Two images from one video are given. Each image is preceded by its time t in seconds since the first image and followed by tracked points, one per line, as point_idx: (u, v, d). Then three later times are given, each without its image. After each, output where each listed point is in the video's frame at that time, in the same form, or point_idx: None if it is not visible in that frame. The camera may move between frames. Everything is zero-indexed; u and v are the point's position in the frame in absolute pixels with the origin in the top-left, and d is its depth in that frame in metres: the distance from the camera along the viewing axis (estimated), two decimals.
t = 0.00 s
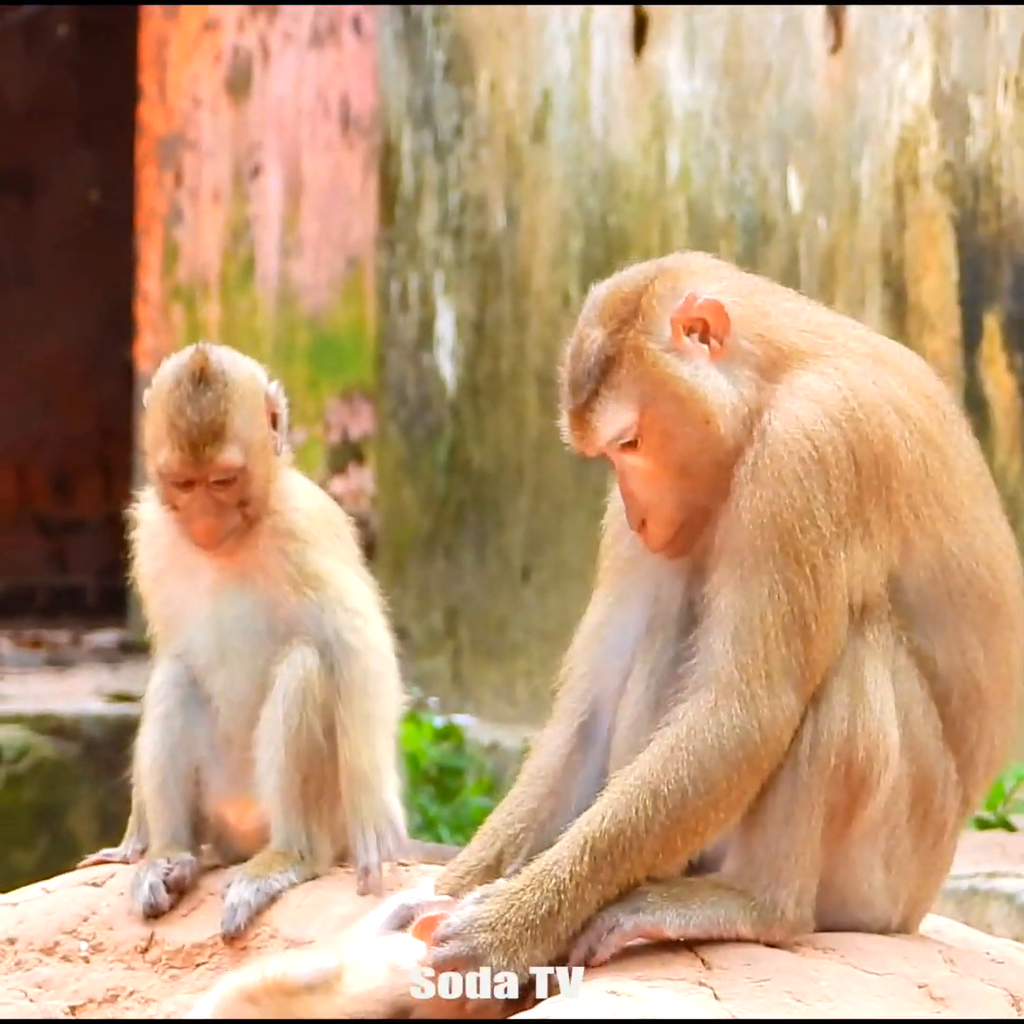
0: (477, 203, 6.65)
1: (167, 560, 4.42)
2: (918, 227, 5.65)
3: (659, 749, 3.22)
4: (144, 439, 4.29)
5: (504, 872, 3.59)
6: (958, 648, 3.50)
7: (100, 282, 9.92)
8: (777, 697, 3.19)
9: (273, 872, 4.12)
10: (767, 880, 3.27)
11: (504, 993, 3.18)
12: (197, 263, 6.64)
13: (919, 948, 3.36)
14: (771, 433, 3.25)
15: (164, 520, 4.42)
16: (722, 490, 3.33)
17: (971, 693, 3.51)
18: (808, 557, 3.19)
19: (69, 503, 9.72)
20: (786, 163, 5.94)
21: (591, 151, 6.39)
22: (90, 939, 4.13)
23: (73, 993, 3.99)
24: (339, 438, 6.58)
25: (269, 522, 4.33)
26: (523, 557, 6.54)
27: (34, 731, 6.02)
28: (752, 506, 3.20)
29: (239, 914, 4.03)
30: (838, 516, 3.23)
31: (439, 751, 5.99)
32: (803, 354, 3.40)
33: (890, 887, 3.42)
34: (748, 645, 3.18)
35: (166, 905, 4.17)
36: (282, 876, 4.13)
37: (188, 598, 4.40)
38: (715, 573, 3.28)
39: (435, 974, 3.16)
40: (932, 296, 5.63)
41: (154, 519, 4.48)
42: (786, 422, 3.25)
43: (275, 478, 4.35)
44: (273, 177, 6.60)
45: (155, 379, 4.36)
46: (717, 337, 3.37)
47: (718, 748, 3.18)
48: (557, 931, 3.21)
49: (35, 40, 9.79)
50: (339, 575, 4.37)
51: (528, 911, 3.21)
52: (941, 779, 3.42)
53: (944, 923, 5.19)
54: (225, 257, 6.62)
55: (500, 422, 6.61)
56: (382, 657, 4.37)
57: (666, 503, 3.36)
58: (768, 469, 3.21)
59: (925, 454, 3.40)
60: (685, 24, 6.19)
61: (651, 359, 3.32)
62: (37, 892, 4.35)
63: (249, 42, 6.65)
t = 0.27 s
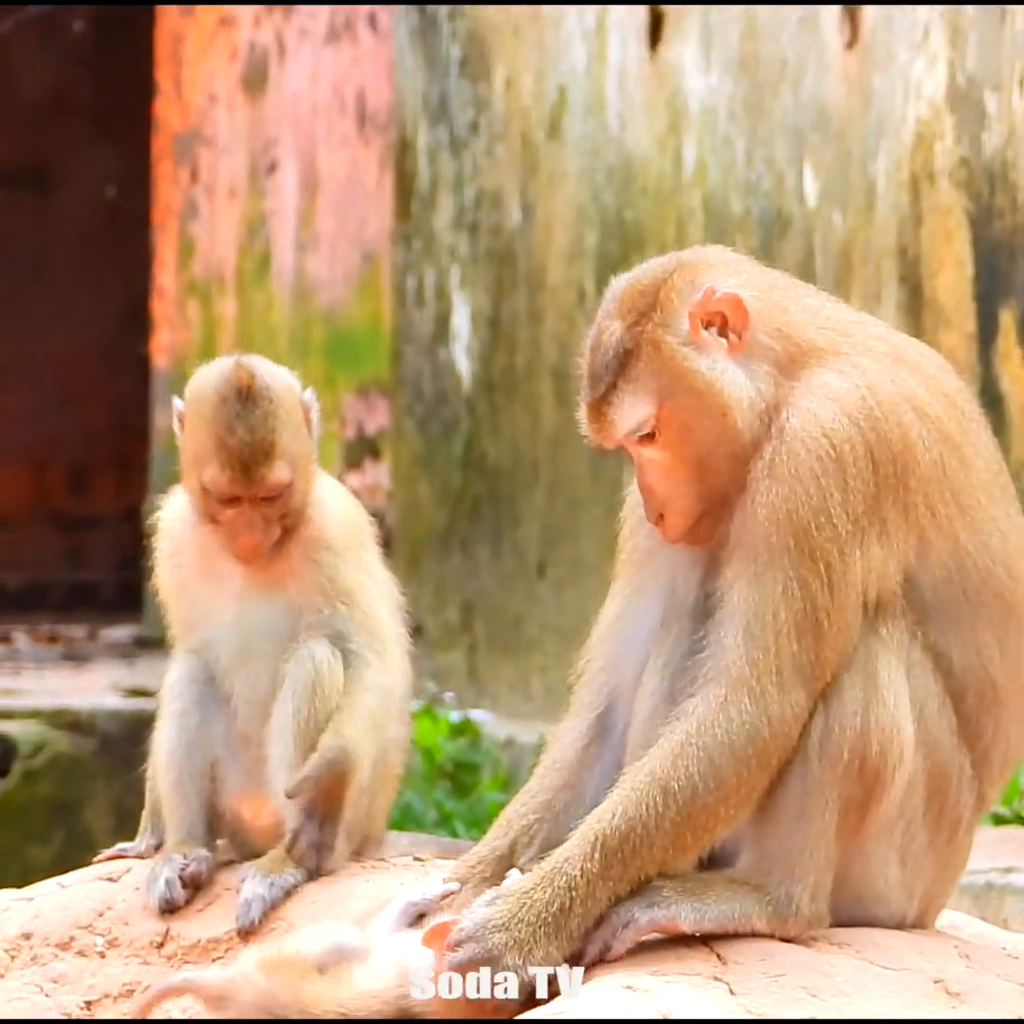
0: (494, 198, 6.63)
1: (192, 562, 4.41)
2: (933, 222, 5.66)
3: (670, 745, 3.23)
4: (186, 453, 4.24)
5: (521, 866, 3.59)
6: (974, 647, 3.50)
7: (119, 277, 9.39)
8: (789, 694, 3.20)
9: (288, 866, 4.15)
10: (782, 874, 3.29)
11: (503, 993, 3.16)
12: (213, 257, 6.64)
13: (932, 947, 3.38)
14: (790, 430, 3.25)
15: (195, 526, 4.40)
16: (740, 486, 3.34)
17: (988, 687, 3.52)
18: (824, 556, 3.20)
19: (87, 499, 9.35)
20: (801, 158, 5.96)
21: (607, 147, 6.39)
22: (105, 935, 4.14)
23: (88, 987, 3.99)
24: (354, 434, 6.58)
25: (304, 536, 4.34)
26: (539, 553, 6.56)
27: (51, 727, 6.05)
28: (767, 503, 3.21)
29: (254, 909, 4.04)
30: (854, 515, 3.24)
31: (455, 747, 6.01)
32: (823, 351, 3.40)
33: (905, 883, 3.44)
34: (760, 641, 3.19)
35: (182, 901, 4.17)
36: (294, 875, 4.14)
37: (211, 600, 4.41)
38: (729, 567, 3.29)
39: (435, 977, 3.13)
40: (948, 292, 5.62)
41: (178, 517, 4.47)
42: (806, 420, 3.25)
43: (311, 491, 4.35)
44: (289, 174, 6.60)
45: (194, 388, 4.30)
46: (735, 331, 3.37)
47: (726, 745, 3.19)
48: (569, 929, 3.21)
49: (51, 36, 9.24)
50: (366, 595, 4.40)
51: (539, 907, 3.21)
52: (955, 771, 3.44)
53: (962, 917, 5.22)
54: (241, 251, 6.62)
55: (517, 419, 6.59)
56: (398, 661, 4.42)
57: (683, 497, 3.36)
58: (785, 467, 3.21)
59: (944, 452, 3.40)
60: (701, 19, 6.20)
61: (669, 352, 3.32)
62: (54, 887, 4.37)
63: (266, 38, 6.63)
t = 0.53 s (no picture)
0: (509, 203, 7.09)
1: (225, 551, 4.70)
2: (931, 226, 5.85)
3: (674, 731, 3.51)
4: (229, 446, 4.54)
5: (537, 843, 3.84)
6: (970, 634, 3.79)
7: (147, 279, 9.89)
8: (787, 680, 3.47)
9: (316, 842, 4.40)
10: (783, 852, 3.54)
11: (504, 993, 3.42)
12: (239, 261, 6.88)
13: (931, 919, 3.63)
14: (793, 431, 3.51)
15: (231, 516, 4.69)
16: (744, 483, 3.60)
17: (985, 676, 3.81)
18: (822, 551, 3.46)
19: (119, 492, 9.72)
20: (803, 166, 6.19)
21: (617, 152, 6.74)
22: (136, 909, 4.39)
23: (121, 961, 4.27)
24: (375, 429, 6.91)
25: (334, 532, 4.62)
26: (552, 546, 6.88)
27: (85, 711, 6.28)
28: (769, 502, 3.47)
29: (279, 886, 4.28)
30: (853, 513, 3.50)
31: (471, 730, 6.28)
32: (824, 353, 3.66)
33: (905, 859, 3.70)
34: (761, 633, 3.46)
35: (209, 878, 4.42)
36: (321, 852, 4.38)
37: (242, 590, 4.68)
38: (731, 564, 3.56)
39: (432, 977, 3.29)
40: (945, 294, 5.83)
41: (216, 509, 4.75)
42: (808, 422, 3.51)
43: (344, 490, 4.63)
44: (312, 178, 6.89)
45: (242, 385, 4.60)
46: (740, 333, 3.63)
47: (724, 727, 3.47)
48: (570, 905, 3.50)
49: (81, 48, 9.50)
50: (393, 596, 4.70)
51: (542, 886, 3.50)
52: (951, 755, 3.70)
53: (954, 891, 5.49)
54: (266, 254, 6.88)
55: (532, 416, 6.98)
56: (421, 653, 4.71)
57: (689, 493, 3.62)
58: (788, 468, 3.47)
59: (940, 450, 3.66)
60: (709, 31, 6.51)
61: (677, 352, 3.58)
62: (87, 863, 4.61)
63: (289, 49, 6.91)
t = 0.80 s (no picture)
0: (524, 219, 7.99)
1: (263, 541, 5.21)
2: (914, 242, 6.36)
3: (703, 697, 3.86)
4: (269, 444, 5.06)
5: (540, 813, 4.32)
6: (950, 613, 4.25)
7: (191, 284, 12.89)
8: (798, 652, 3.84)
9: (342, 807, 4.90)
10: (780, 823, 4.00)
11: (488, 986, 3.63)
12: (274, 271, 7.95)
13: (919, 885, 4.09)
14: (784, 423, 3.94)
15: (269, 508, 5.20)
16: (733, 469, 4.01)
17: (963, 653, 4.27)
18: (822, 533, 3.86)
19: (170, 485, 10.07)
20: (795, 185, 6.84)
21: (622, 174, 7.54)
22: (179, 872, 4.85)
23: (166, 918, 4.71)
24: (401, 428, 7.94)
25: (364, 524, 5.14)
26: (564, 534, 7.59)
27: (133, 687, 6.96)
28: (770, 488, 3.86)
29: (311, 850, 4.79)
30: (843, 496, 3.91)
31: (489, 706, 6.77)
32: (810, 354, 4.12)
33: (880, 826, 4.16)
34: (780, 607, 3.83)
35: (246, 843, 4.91)
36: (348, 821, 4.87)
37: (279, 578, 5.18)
38: (743, 553, 3.93)
39: (432, 977, 3.40)
40: (926, 303, 6.32)
41: (254, 504, 5.26)
42: (797, 414, 3.95)
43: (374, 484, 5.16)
44: (341, 197, 7.95)
45: (282, 389, 5.13)
46: (735, 333, 4.05)
47: (754, 695, 3.81)
48: (618, 858, 3.79)
49: (131, 76, 12.78)
50: (417, 584, 5.20)
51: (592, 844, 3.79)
52: (933, 730, 4.19)
53: (937, 859, 5.90)
54: (300, 267, 7.94)
55: (544, 417, 7.75)
56: (443, 637, 5.23)
57: (681, 481, 4.05)
58: (785, 456, 3.88)
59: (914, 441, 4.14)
60: (709, 60, 7.26)
61: (676, 345, 3.99)
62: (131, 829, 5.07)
63: (320, 77, 7.95)
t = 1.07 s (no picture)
0: (531, 222, 8.43)
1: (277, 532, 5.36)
2: (908, 244, 6.61)
3: (777, 694, 4.12)
4: (290, 436, 5.23)
5: (543, 802, 4.53)
6: (950, 604, 4.56)
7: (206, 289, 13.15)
8: (849, 635, 4.11)
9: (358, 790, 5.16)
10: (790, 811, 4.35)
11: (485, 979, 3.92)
12: (288, 273, 8.23)
13: (922, 877, 4.44)
14: (797, 412, 4.17)
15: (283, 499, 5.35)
16: (741, 458, 4.21)
17: (962, 643, 4.60)
18: (855, 521, 4.13)
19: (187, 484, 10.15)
20: (793, 190, 7.14)
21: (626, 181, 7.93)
22: (193, 855, 5.11)
23: (179, 900, 4.96)
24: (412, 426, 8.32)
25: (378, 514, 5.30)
26: (568, 527, 8.09)
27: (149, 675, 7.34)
28: (797, 481, 4.12)
29: (322, 833, 5.02)
30: (867, 484, 4.18)
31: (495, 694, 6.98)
32: (819, 345, 4.35)
33: (885, 805, 4.53)
34: (834, 596, 4.10)
35: (259, 825, 5.16)
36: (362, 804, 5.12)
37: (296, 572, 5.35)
38: (781, 545, 4.19)
39: (431, 976, 3.73)
40: (920, 303, 6.55)
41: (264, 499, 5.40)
42: (809, 404, 4.18)
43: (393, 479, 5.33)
44: (353, 199, 8.19)
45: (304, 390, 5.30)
46: (741, 327, 4.25)
47: (828, 682, 4.09)
48: (731, 846, 4.00)
49: (149, 82, 13.01)
50: (439, 569, 5.43)
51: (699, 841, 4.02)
52: (931, 720, 4.53)
53: (929, 839, 6.12)
54: (313, 267, 8.21)
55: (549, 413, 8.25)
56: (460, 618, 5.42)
57: (690, 470, 4.22)
58: (805, 446, 4.13)
59: (917, 425, 4.40)
60: (710, 70, 7.60)
61: (685, 339, 4.17)
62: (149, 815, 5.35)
63: (333, 83, 8.22)
